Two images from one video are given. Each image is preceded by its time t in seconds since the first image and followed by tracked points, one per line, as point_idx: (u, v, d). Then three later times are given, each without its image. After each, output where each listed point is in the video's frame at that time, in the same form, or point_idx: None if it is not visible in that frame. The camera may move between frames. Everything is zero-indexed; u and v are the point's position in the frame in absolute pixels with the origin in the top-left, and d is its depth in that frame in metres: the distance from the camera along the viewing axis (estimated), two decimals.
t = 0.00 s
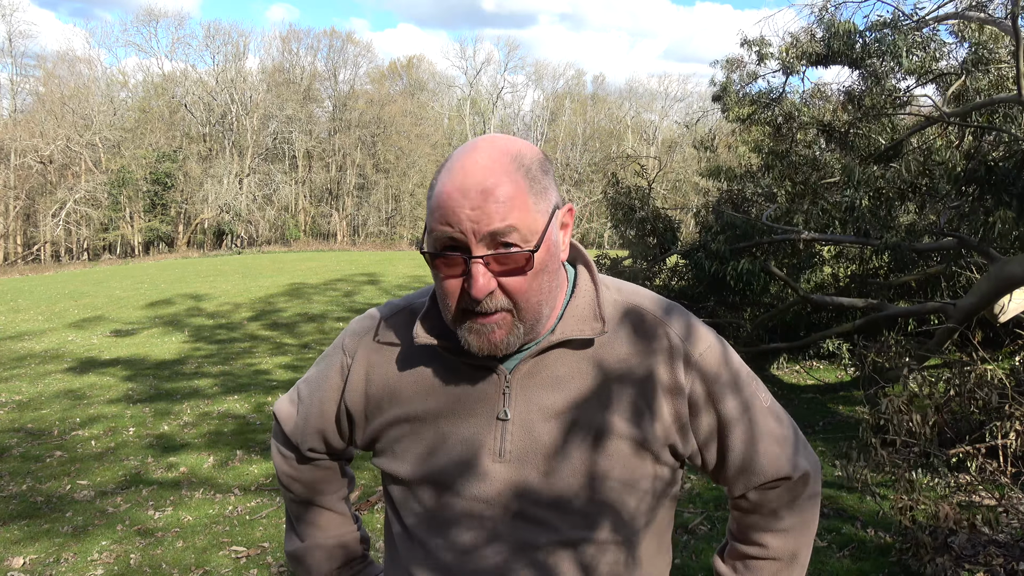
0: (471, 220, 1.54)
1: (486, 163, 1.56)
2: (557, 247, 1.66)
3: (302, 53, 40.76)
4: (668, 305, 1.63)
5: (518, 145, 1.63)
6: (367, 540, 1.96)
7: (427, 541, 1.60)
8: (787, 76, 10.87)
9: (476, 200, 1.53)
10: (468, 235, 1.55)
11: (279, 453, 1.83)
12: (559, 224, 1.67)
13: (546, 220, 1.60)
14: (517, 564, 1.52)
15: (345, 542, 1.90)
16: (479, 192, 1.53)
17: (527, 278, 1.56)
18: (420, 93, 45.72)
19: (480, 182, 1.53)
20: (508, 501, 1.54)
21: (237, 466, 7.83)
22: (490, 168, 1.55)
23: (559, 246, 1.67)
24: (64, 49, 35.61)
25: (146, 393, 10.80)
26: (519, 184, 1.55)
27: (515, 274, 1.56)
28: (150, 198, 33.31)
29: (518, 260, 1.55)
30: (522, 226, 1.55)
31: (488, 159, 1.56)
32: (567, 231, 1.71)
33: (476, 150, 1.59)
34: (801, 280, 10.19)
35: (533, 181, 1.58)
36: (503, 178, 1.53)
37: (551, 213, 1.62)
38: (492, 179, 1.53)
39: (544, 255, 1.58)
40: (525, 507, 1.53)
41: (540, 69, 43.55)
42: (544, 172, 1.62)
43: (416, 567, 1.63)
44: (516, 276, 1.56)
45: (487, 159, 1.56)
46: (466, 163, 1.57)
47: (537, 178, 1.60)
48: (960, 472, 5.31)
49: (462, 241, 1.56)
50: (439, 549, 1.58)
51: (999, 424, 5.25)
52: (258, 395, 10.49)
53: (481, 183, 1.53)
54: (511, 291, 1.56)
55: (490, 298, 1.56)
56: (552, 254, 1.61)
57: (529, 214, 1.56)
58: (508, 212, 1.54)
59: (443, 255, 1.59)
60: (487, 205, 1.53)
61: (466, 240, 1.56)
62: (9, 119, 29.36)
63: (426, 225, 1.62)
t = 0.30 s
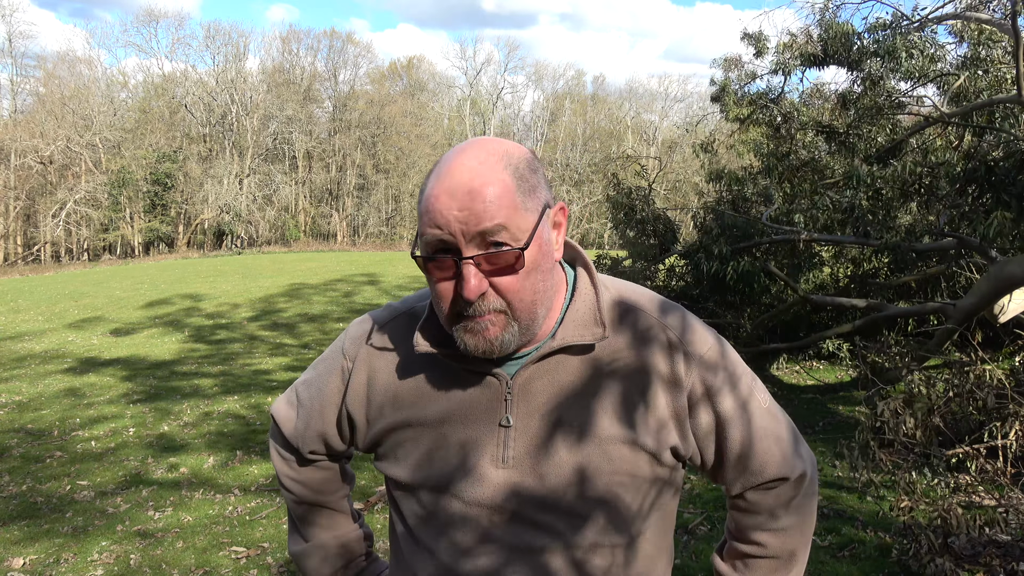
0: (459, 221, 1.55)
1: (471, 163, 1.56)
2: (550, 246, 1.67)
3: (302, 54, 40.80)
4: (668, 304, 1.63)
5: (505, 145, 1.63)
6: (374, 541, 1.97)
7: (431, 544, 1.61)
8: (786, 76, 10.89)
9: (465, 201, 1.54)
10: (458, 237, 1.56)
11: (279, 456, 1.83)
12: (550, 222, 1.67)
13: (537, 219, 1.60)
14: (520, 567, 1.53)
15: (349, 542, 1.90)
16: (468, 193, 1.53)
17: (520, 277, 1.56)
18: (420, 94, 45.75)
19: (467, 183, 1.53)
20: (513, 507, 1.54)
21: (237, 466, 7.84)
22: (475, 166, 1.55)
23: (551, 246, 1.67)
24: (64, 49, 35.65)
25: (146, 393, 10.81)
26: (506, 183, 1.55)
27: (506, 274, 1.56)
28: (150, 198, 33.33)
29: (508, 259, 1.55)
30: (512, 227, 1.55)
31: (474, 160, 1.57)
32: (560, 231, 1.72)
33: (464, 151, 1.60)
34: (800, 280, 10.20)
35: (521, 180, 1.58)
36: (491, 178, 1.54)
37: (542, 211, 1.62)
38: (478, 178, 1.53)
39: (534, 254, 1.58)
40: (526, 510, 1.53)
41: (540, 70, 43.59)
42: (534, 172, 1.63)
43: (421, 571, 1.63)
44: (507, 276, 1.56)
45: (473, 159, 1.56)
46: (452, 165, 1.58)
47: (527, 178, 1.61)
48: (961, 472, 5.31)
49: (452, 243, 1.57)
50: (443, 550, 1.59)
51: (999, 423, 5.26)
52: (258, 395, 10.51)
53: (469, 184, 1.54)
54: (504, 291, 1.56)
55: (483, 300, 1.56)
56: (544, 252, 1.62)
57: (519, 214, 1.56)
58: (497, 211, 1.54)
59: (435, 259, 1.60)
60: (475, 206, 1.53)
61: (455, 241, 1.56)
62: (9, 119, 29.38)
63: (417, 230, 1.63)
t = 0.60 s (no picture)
0: (471, 214, 1.56)
1: (487, 157, 1.58)
2: (560, 244, 1.67)
3: (302, 53, 40.78)
4: (668, 304, 1.64)
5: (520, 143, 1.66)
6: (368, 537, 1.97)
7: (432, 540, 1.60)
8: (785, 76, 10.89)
9: (477, 194, 1.55)
10: (469, 230, 1.56)
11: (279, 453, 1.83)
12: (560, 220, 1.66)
13: (548, 215, 1.61)
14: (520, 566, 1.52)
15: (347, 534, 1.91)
16: (480, 186, 1.55)
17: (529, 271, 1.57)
18: (419, 93, 45.62)
19: (480, 177, 1.55)
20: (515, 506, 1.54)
21: (238, 466, 7.84)
22: (490, 159, 1.57)
23: (561, 243, 1.67)
24: (64, 49, 35.61)
25: (146, 393, 10.80)
26: (519, 177, 1.57)
27: (516, 269, 1.56)
28: (150, 198, 33.32)
29: (518, 254, 1.56)
30: (522, 222, 1.56)
31: (488, 153, 1.59)
32: (569, 231, 1.72)
33: (480, 144, 1.63)
34: (800, 280, 10.19)
35: (534, 176, 1.60)
36: (505, 172, 1.55)
37: (552, 208, 1.63)
38: (492, 174, 1.55)
39: (544, 252, 1.59)
40: (531, 508, 1.53)
41: (540, 70, 43.60)
42: (547, 170, 1.64)
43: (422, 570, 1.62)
44: (517, 270, 1.56)
45: (487, 153, 1.58)
46: (468, 158, 1.59)
47: (540, 174, 1.62)
48: (959, 472, 5.31)
49: (464, 235, 1.58)
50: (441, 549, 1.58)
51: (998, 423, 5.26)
52: (258, 395, 10.50)
53: (482, 177, 1.55)
54: (512, 286, 1.57)
55: (490, 293, 1.56)
56: (553, 249, 1.62)
57: (530, 209, 1.57)
58: (509, 205, 1.56)
59: (444, 251, 1.60)
60: (487, 199, 1.55)
61: (466, 234, 1.57)
62: (9, 119, 29.35)
63: (428, 223, 1.64)
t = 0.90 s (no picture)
0: (447, 247, 1.47)
1: (467, 187, 1.48)
2: (549, 261, 1.60)
3: (302, 54, 40.76)
4: (657, 300, 1.66)
5: (505, 163, 1.56)
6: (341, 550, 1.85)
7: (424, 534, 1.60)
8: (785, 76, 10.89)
9: (454, 228, 1.46)
10: (446, 269, 1.49)
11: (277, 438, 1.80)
12: (547, 242, 1.57)
13: (533, 238, 1.52)
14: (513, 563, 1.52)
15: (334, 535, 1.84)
16: (453, 227, 1.46)
17: (513, 301, 1.50)
18: (420, 93, 45.62)
19: (454, 215, 1.46)
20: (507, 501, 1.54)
21: (238, 466, 7.84)
22: (470, 189, 1.48)
23: (548, 262, 1.58)
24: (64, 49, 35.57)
25: (146, 393, 10.79)
26: (500, 206, 1.48)
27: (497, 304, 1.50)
28: (150, 198, 33.31)
29: (498, 291, 1.49)
30: (500, 258, 1.47)
31: (468, 180, 1.50)
32: (559, 244, 1.62)
33: (459, 169, 1.53)
34: (800, 280, 10.18)
35: (518, 198, 1.51)
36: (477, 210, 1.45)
37: (536, 235, 1.53)
38: (472, 203, 1.46)
39: (527, 282, 1.51)
40: (526, 499, 1.53)
41: (540, 70, 43.65)
42: (522, 189, 1.52)
43: (419, 563, 1.62)
44: (500, 300, 1.49)
45: (465, 179, 1.50)
46: (447, 187, 1.50)
47: (526, 194, 1.54)
48: (960, 472, 5.31)
49: (443, 270, 1.49)
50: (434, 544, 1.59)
51: (999, 423, 5.25)
52: (258, 395, 10.49)
53: (454, 217, 1.46)
54: (497, 313, 1.51)
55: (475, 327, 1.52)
56: (541, 270, 1.55)
57: (506, 244, 1.48)
58: (489, 237, 1.46)
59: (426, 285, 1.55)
60: (465, 231, 1.46)
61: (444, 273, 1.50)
62: (9, 119, 29.32)
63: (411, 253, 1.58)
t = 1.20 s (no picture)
0: (403, 289, 1.41)
1: (422, 223, 1.41)
2: (516, 286, 1.55)
3: (301, 53, 40.78)
4: (626, 291, 1.67)
5: (461, 191, 1.49)
6: None
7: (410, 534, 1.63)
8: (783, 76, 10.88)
9: (411, 270, 1.39)
10: (405, 309, 1.44)
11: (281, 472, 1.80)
12: (508, 269, 1.51)
13: (493, 270, 1.47)
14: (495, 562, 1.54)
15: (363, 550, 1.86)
16: (408, 270, 1.39)
17: (476, 333, 1.47)
18: (420, 93, 45.60)
19: (411, 257, 1.39)
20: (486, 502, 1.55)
21: (238, 465, 7.83)
22: (427, 224, 1.41)
23: (511, 289, 1.53)
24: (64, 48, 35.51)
25: (146, 393, 10.78)
26: (455, 242, 1.41)
27: (460, 337, 1.48)
28: (150, 198, 33.32)
29: (460, 326, 1.46)
30: (458, 296, 1.42)
31: (423, 214, 1.43)
32: (523, 261, 1.56)
33: (413, 204, 1.45)
34: (800, 280, 10.18)
35: (475, 230, 1.45)
36: (429, 253, 1.39)
37: (494, 266, 1.47)
38: (427, 241, 1.40)
39: (488, 313, 1.47)
40: (514, 490, 1.54)
41: (539, 70, 43.79)
42: (470, 222, 1.44)
43: (420, 565, 1.61)
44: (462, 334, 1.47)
45: (422, 215, 1.42)
46: (401, 225, 1.42)
47: (485, 221, 1.48)
48: (960, 472, 5.31)
49: (403, 309, 1.43)
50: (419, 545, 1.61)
51: (998, 423, 5.24)
52: (258, 395, 10.49)
53: (410, 260, 1.39)
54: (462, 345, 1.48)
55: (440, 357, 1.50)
56: (506, 296, 1.51)
57: (462, 282, 1.41)
58: (445, 278, 1.40)
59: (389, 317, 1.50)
60: (420, 271, 1.39)
61: (403, 312, 1.45)
62: (9, 119, 29.31)
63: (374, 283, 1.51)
